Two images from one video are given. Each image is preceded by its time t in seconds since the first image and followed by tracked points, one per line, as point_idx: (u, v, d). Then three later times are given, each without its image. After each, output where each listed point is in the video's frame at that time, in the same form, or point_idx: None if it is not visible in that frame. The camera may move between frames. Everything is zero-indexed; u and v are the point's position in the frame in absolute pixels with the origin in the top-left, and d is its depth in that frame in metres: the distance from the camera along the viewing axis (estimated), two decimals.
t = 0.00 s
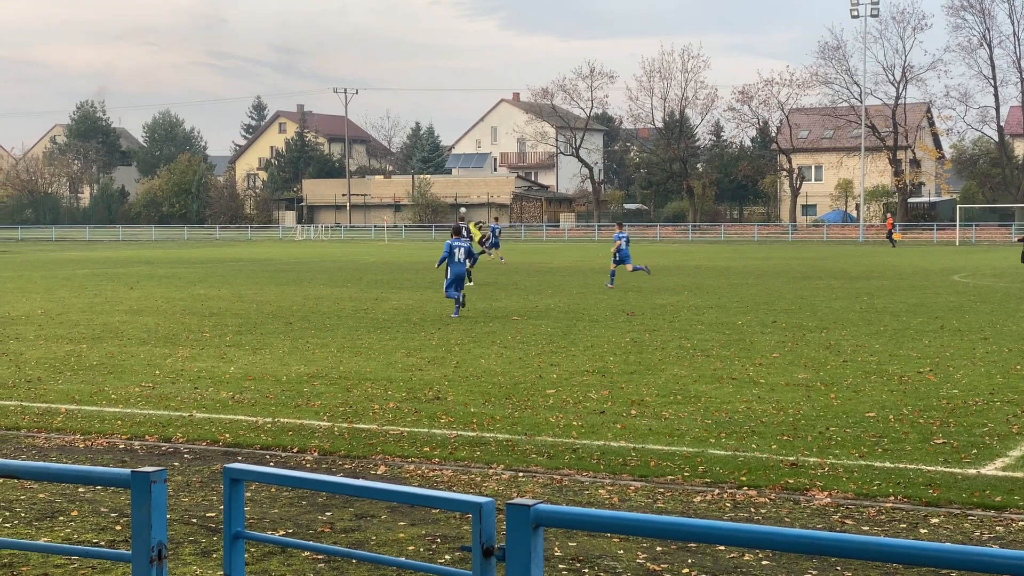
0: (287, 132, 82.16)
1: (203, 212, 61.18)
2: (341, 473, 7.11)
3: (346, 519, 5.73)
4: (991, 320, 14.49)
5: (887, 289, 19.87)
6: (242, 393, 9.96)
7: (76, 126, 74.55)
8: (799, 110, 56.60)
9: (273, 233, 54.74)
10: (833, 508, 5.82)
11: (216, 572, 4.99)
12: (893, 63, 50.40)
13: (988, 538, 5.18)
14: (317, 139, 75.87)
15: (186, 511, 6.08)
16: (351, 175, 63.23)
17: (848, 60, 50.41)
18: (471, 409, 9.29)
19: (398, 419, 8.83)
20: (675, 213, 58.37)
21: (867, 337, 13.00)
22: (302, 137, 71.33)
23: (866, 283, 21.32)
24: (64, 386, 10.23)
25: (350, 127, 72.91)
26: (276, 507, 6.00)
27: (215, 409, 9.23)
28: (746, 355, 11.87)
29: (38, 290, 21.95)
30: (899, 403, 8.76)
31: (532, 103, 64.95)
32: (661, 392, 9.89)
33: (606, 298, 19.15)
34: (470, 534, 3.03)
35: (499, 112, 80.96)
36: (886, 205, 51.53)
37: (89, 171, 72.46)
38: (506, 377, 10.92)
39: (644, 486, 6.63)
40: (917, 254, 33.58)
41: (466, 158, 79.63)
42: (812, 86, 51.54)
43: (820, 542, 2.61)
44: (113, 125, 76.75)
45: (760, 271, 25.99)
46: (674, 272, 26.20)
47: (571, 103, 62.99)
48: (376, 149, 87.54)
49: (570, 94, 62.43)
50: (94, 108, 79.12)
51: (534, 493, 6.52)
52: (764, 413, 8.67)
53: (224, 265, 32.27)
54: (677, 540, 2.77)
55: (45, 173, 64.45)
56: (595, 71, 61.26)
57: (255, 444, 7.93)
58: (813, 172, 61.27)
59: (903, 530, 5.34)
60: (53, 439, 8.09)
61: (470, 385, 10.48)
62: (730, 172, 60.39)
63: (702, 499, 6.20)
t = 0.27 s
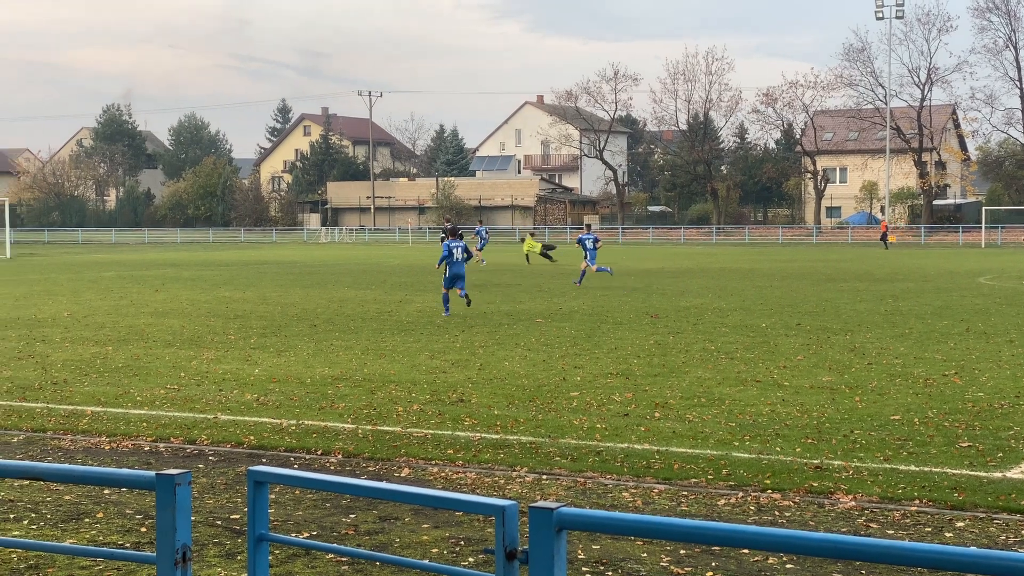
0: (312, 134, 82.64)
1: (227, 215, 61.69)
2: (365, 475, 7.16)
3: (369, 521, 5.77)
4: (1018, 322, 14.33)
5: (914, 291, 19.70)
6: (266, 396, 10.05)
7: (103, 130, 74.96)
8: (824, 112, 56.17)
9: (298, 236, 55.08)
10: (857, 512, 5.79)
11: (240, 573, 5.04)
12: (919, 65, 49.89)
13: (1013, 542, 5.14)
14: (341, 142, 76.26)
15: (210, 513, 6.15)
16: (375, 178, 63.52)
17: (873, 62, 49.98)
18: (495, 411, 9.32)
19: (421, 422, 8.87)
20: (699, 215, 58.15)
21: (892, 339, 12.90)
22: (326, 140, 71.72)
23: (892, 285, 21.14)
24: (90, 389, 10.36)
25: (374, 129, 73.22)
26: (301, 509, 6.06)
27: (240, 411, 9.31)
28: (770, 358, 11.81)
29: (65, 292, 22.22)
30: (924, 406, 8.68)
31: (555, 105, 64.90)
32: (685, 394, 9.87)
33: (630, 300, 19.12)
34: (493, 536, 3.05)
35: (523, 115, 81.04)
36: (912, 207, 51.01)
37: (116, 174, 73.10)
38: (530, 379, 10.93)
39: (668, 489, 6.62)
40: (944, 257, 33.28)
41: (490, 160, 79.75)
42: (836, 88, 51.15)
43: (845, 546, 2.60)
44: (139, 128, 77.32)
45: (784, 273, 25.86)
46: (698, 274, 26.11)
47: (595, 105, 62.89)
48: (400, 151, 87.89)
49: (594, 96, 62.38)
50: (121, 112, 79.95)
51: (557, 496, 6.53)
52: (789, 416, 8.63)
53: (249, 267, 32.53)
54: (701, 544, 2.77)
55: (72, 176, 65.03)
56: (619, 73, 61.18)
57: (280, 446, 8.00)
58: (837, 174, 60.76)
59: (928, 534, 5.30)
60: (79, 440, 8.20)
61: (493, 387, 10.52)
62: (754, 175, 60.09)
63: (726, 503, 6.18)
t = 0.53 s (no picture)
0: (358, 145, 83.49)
1: (274, 224, 62.50)
2: (411, 485, 7.22)
3: (416, 531, 5.83)
4: None
5: (966, 301, 19.33)
6: (313, 405, 10.18)
7: (152, 140, 75.24)
8: (872, 121, 55.33)
9: (344, 245, 55.71)
10: (907, 524, 5.71)
11: None
12: (970, 73, 48.91)
13: None
14: (388, 151, 76.94)
15: (258, 522, 6.26)
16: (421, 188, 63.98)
17: (922, 70, 49.13)
18: (541, 421, 9.34)
19: (467, 431, 8.93)
20: (745, 225, 57.59)
21: (942, 350, 12.67)
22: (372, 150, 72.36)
23: (944, 296, 20.76)
24: (140, 398, 10.59)
25: (420, 139, 73.74)
26: (347, 518, 6.13)
27: (287, 420, 9.45)
28: (818, 369, 11.67)
29: (118, 301, 22.74)
30: (976, 418, 8.52)
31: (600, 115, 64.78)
32: (732, 405, 9.80)
33: (675, 310, 19.02)
34: (540, 548, 3.08)
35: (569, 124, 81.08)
36: (962, 217, 49.95)
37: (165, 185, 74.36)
38: (577, 390, 10.92)
39: (715, 500, 6.59)
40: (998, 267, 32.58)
41: (535, 170, 79.84)
42: (884, 96, 50.36)
43: (899, 560, 2.58)
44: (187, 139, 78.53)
45: (833, 284, 25.52)
46: (744, 284, 25.88)
47: (640, 115, 62.69)
48: (447, 161, 88.37)
49: (639, 105, 62.20)
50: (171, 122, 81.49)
51: (603, 507, 6.53)
52: (837, 427, 8.53)
53: (296, 276, 32.92)
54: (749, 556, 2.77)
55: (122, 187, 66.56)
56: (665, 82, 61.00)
57: (326, 456, 8.10)
58: (886, 184, 59.73)
59: (979, 548, 5.22)
60: (129, 449, 8.38)
61: (540, 397, 10.53)
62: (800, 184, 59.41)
63: (773, 514, 6.14)
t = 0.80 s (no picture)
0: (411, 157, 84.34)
1: (327, 235, 63.25)
2: (464, 496, 7.29)
3: (468, 542, 5.89)
4: None
5: None
6: (366, 416, 10.32)
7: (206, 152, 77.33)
8: (929, 132, 54.47)
9: (397, 256, 56.26)
10: (964, 540, 5.63)
11: None
12: None
13: None
14: (440, 163, 77.52)
15: (311, 532, 6.37)
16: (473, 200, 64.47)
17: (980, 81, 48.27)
18: (593, 433, 9.35)
19: (520, 443, 8.98)
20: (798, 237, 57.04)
21: (1002, 364, 12.39)
22: (425, 162, 73.06)
23: (1005, 309, 20.33)
24: (195, 407, 10.82)
25: (472, 151, 74.27)
26: (399, 529, 6.21)
27: (341, 431, 9.59)
28: (873, 382, 11.49)
29: (174, 312, 23.23)
30: None
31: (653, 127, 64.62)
32: (786, 418, 9.70)
33: (727, 322, 18.90)
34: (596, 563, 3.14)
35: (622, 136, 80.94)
36: (1021, 229, 48.87)
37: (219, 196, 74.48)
38: (629, 402, 10.89)
39: (769, 514, 6.54)
40: None
41: (588, 181, 79.90)
42: (941, 107, 49.58)
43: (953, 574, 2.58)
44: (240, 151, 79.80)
45: (889, 296, 25.13)
46: (798, 296, 25.63)
47: (693, 126, 62.48)
48: (499, 173, 88.73)
49: (691, 117, 61.97)
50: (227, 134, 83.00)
51: (656, 520, 6.52)
52: (893, 441, 8.40)
53: (348, 287, 33.37)
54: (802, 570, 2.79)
55: (177, 199, 68.00)
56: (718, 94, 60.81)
57: (379, 466, 8.21)
58: (943, 196, 58.66)
59: None
60: (184, 458, 8.58)
61: (592, 409, 10.53)
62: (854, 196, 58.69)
63: (828, 529, 6.08)
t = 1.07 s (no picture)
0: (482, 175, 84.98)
1: (398, 253, 63.99)
2: (535, 517, 7.33)
3: (539, 564, 5.94)
4: None
5: None
6: (437, 434, 10.45)
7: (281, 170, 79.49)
8: (1010, 150, 52.78)
9: (467, 274, 56.71)
10: None
11: None
12: None
13: None
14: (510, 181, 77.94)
15: (383, 550, 6.49)
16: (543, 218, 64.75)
17: None
18: (665, 454, 9.32)
19: (590, 463, 9.00)
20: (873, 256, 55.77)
21: None
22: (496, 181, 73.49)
23: None
24: (268, 425, 11.09)
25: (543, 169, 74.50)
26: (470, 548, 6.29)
27: (411, 449, 9.74)
28: (951, 405, 11.20)
29: (249, 329, 23.78)
30: None
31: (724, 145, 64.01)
32: (861, 441, 9.53)
33: (803, 343, 18.59)
34: None
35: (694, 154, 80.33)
36: None
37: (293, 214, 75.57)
38: (701, 423, 10.80)
39: (845, 539, 6.45)
40: None
41: (658, 200, 79.47)
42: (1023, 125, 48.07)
43: None
44: (313, 168, 81.27)
45: (971, 317, 24.43)
46: (874, 316, 25.09)
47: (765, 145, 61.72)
48: (569, 191, 88.85)
49: (764, 135, 61.28)
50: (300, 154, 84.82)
51: (730, 544, 6.46)
52: (973, 466, 8.19)
53: (418, 305, 33.75)
54: None
55: (250, 216, 69.61)
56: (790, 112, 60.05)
57: (449, 485, 8.31)
58: None
59: None
60: (258, 475, 8.80)
61: (664, 430, 10.49)
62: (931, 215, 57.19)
63: (906, 554, 5.96)
